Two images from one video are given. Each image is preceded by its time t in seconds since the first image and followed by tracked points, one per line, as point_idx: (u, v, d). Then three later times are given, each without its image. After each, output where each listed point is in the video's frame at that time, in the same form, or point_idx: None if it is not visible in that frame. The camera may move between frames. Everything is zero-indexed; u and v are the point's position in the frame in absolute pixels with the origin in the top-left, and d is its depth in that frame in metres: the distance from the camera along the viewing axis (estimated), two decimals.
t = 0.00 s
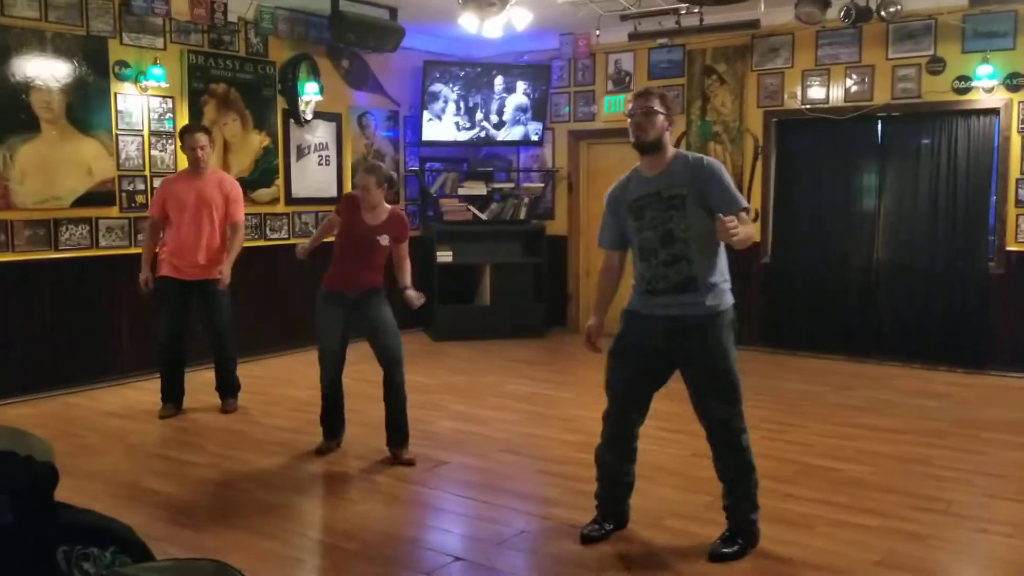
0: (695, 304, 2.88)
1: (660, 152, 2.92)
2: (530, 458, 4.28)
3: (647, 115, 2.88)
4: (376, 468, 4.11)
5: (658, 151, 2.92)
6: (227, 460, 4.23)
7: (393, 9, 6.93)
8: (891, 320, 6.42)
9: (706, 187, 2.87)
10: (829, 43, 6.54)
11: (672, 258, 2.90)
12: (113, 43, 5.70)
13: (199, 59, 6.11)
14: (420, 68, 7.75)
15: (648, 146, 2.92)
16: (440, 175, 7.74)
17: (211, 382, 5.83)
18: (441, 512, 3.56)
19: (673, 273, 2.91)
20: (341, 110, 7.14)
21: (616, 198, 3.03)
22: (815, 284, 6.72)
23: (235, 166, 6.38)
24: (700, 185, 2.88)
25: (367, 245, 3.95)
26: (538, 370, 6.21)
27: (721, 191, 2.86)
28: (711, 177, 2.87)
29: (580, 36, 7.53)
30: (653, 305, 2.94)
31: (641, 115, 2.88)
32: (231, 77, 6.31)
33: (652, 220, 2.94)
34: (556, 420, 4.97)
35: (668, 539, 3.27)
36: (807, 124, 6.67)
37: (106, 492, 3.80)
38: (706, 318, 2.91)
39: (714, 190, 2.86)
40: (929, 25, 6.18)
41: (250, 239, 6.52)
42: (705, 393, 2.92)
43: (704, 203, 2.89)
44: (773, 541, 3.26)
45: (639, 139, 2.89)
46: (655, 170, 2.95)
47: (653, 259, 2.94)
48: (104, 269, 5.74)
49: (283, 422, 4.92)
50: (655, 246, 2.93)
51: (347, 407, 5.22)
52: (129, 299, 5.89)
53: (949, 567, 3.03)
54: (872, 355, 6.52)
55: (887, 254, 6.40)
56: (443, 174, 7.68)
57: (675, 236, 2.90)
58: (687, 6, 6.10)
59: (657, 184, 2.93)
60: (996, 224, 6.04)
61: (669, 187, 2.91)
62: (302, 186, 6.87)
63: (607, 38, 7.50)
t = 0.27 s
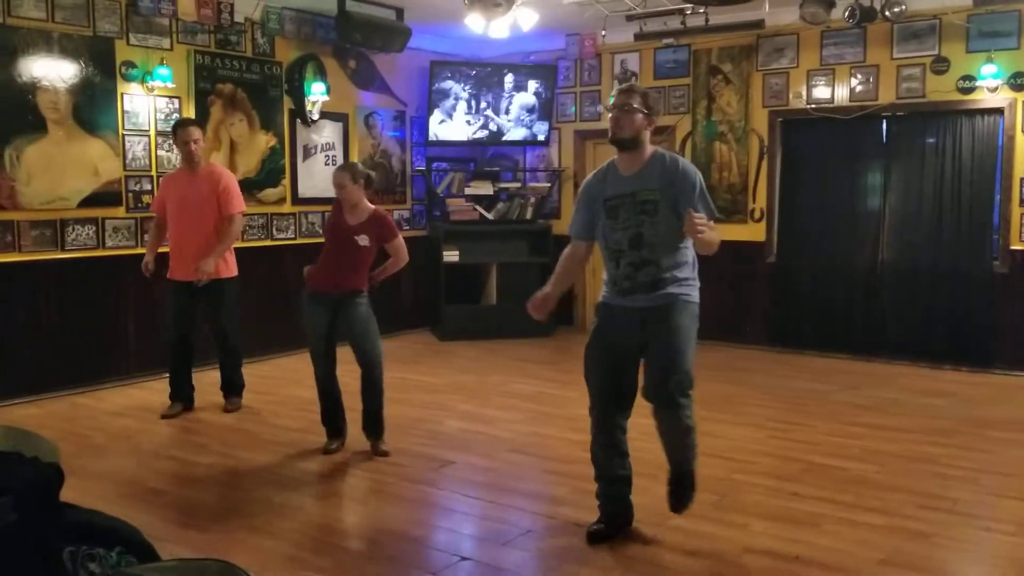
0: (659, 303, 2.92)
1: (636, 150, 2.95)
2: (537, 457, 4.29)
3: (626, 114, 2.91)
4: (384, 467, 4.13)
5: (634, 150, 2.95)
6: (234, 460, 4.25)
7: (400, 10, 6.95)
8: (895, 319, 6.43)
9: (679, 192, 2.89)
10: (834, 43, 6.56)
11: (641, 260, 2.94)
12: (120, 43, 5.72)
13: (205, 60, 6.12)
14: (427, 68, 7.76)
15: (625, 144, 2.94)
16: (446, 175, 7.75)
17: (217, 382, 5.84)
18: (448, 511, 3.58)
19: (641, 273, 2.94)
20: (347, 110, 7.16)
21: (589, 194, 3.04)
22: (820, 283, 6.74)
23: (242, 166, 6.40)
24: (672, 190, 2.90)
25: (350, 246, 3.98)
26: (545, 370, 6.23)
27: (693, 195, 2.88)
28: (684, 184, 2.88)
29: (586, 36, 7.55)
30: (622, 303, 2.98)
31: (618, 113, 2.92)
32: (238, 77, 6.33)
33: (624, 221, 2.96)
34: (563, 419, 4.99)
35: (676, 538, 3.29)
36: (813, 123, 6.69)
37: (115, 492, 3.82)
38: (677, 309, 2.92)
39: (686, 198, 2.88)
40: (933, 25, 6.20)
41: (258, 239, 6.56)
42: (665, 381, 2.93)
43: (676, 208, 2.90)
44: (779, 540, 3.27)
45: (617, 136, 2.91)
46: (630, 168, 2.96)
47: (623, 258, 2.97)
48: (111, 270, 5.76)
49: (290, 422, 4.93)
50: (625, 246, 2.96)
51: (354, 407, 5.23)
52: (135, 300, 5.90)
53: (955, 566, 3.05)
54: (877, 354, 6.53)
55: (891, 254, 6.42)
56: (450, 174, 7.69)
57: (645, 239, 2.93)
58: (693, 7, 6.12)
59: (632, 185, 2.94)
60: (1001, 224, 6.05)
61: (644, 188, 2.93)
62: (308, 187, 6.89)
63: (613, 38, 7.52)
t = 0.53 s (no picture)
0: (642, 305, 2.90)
1: (641, 149, 2.93)
2: (542, 456, 4.30)
3: (631, 113, 2.89)
4: (389, 467, 4.14)
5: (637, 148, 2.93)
6: (239, 459, 4.26)
7: (405, 9, 6.96)
8: (900, 319, 6.43)
9: (671, 193, 2.85)
10: (839, 42, 6.56)
11: (628, 257, 2.92)
12: (125, 43, 5.72)
13: (211, 59, 6.12)
14: (432, 67, 7.77)
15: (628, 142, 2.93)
16: (452, 174, 7.74)
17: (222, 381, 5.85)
18: (453, 510, 3.59)
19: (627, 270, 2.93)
20: (353, 109, 7.16)
21: (588, 185, 3.04)
22: (824, 282, 6.75)
23: (247, 165, 6.41)
24: (665, 190, 2.86)
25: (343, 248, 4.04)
26: (549, 369, 6.24)
27: (684, 198, 2.83)
28: (676, 185, 2.84)
29: (591, 35, 7.56)
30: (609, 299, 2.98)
31: (623, 113, 2.90)
32: (243, 76, 6.34)
33: (616, 215, 2.95)
34: (568, 418, 5.00)
35: (680, 538, 3.29)
36: (817, 122, 6.69)
37: (120, 491, 3.83)
38: (660, 320, 2.88)
39: (676, 199, 2.83)
40: (939, 24, 6.20)
41: (263, 238, 6.57)
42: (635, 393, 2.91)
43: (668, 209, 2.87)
44: (784, 540, 3.27)
45: (621, 135, 2.91)
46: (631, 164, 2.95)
47: (611, 252, 2.97)
48: (116, 269, 5.77)
49: (295, 421, 4.94)
50: (614, 240, 2.95)
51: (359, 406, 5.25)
52: (140, 299, 5.91)
53: (959, 566, 3.05)
54: (882, 353, 6.53)
55: (897, 253, 6.42)
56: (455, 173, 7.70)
57: (633, 236, 2.91)
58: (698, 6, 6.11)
59: (629, 180, 2.93)
60: (1006, 222, 6.05)
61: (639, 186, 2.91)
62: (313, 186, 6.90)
63: (618, 37, 7.52)
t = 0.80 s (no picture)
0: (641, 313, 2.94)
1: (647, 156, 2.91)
2: (543, 457, 4.30)
3: (635, 122, 2.86)
4: (391, 467, 4.14)
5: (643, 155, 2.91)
6: (241, 460, 4.27)
7: (406, 9, 6.96)
8: (901, 319, 6.42)
9: (665, 203, 2.81)
10: (840, 42, 6.56)
11: (626, 263, 2.93)
12: (126, 44, 5.73)
13: (211, 59, 6.14)
14: (432, 67, 7.78)
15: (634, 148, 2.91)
16: (453, 174, 7.75)
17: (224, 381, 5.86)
18: (454, 511, 3.59)
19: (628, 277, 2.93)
20: (354, 110, 7.17)
21: (595, 189, 3.04)
22: (825, 282, 6.74)
23: (248, 166, 6.42)
24: (659, 199, 2.83)
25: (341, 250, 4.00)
26: (551, 369, 6.24)
27: (676, 209, 2.78)
28: (669, 196, 2.80)
29: (591, 35, 7.56)
30: (604, 301, 3.00)
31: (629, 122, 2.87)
32: (244, 77, 6.35)
33: (616, 220, 2.95)
34: (568, 419, 5.00)
35: (681, 538, 3.29)
36: (818, 122, 6.69)
37: (122, 491, 3.84)
38: (677, 326, 2.94)
39: (665, 211, 2.80)
40: (939, 23, 6.19)
41: (264, 239, 6.58)
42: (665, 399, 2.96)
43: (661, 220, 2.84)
44: (785, 540, 3.28)
45: (630, 145, 2.90)
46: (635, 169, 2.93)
47: (613, 257, 2.97)
48: (118, 270, 5.78)
49: (297, 421, 4.95)
50: (615, 245, 2.96)
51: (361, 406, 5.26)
52: (142, 300, 5.92)
53: (960, 566, 3.06)
54: (883, 354, 6.53)
55: (898, 253, 6.41)
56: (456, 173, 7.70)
57: (631, 242, 2.91)
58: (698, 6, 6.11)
59: (630, 186, 2.91)
60: (1008, 222, 6.05)
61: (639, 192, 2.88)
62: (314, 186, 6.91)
63: (618, 37, 7.52)
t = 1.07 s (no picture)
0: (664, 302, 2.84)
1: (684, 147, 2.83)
2: (543, 458, 4.30)
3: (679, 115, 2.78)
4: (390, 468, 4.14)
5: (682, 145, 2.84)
6: (240, 461, 4.26)
7: (405, 11, 6.96)
8: (902, 319, 6.42)
9: (704, 191, 2.76)
10: (838, 43, 6.56)
11: (654, 249, 2.86)
12: (125, 45, 5.73)
13: (210, 61, 6.14)
14: (431, 68, 7.78)
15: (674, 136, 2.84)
16: (451, 175, 7.75)
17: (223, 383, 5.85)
18: (454, 512, 3.59)
19: (654, 265, 2.86)
20: (352, 111, 7.17)
21: (630, 172, 2.99)
22: (824, 283, 6.74)
23: (247, 167, 6.42)
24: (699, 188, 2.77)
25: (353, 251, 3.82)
26: (551, 370, 6.24)
27: (716, 198, 2.73)
28: (710, 186, 2.75)
29: (590, 37, 7.56)
30: (627, 287, 2.93)
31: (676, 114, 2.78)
32: (243, 78, 6.35)
33: (650, 204, 2.88)
34: (568, 419, 5.00)
35: (682, 539, 3.29)
36: (816, 123, 6.69)
37: (121, 492, 3.84)
38: (706, 328, 2.79)
39: (707, 200, 2.74)
40: (938, 24, 6.20)
41: (263, 240, 6.58)
42: (700, 408, 2.83)
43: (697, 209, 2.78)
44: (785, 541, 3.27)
45: (671, 137, 2.82)
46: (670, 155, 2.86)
47: (640, 242, 2.90)
48: (117, 271, 5.78)
49: (296, 422, 4.95)
50: (643, 229, 2.89)
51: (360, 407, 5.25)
52: (141, 301, 5.92)
53: (960, 566, 3.05)
54: (883, 355, 6.52)
55: (897, 253, 6.41)
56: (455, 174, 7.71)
57: (662, 228, 2.84)
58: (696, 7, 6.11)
59: (667, 171, 2.86)
60: (1007, 223, 6.05)
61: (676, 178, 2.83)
62: (313, 188, 6.91)
63: (617, 38, 7.53)
